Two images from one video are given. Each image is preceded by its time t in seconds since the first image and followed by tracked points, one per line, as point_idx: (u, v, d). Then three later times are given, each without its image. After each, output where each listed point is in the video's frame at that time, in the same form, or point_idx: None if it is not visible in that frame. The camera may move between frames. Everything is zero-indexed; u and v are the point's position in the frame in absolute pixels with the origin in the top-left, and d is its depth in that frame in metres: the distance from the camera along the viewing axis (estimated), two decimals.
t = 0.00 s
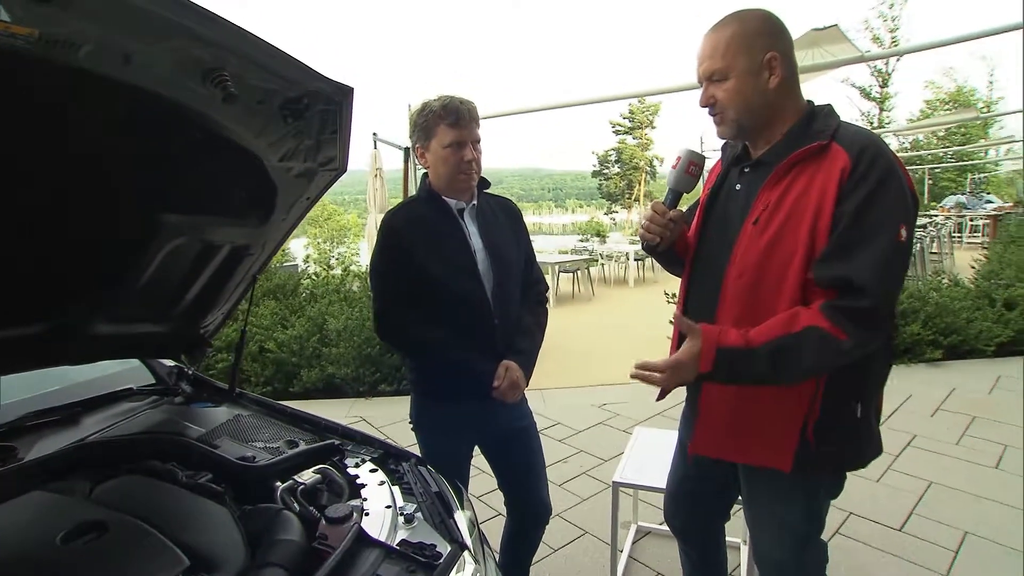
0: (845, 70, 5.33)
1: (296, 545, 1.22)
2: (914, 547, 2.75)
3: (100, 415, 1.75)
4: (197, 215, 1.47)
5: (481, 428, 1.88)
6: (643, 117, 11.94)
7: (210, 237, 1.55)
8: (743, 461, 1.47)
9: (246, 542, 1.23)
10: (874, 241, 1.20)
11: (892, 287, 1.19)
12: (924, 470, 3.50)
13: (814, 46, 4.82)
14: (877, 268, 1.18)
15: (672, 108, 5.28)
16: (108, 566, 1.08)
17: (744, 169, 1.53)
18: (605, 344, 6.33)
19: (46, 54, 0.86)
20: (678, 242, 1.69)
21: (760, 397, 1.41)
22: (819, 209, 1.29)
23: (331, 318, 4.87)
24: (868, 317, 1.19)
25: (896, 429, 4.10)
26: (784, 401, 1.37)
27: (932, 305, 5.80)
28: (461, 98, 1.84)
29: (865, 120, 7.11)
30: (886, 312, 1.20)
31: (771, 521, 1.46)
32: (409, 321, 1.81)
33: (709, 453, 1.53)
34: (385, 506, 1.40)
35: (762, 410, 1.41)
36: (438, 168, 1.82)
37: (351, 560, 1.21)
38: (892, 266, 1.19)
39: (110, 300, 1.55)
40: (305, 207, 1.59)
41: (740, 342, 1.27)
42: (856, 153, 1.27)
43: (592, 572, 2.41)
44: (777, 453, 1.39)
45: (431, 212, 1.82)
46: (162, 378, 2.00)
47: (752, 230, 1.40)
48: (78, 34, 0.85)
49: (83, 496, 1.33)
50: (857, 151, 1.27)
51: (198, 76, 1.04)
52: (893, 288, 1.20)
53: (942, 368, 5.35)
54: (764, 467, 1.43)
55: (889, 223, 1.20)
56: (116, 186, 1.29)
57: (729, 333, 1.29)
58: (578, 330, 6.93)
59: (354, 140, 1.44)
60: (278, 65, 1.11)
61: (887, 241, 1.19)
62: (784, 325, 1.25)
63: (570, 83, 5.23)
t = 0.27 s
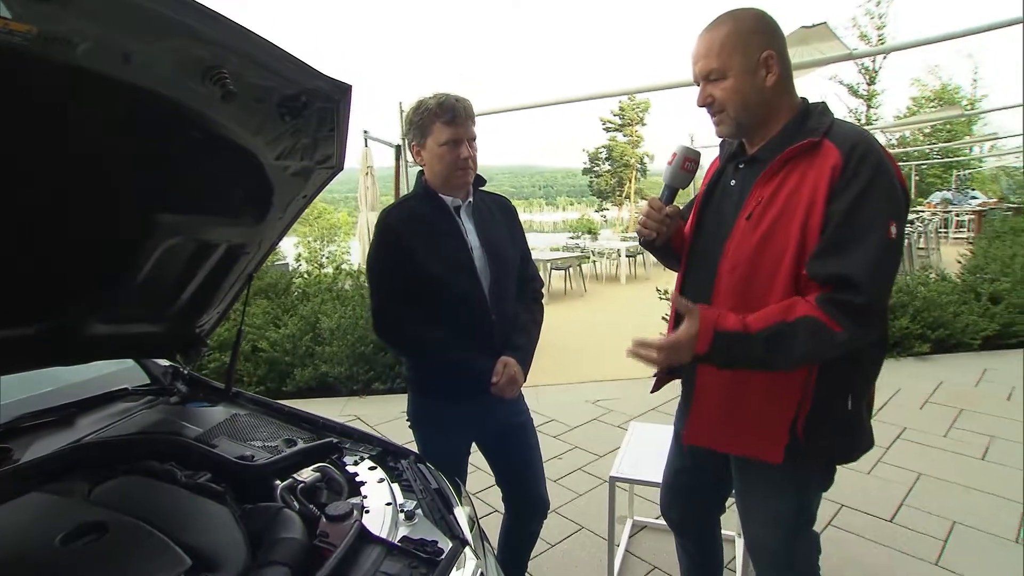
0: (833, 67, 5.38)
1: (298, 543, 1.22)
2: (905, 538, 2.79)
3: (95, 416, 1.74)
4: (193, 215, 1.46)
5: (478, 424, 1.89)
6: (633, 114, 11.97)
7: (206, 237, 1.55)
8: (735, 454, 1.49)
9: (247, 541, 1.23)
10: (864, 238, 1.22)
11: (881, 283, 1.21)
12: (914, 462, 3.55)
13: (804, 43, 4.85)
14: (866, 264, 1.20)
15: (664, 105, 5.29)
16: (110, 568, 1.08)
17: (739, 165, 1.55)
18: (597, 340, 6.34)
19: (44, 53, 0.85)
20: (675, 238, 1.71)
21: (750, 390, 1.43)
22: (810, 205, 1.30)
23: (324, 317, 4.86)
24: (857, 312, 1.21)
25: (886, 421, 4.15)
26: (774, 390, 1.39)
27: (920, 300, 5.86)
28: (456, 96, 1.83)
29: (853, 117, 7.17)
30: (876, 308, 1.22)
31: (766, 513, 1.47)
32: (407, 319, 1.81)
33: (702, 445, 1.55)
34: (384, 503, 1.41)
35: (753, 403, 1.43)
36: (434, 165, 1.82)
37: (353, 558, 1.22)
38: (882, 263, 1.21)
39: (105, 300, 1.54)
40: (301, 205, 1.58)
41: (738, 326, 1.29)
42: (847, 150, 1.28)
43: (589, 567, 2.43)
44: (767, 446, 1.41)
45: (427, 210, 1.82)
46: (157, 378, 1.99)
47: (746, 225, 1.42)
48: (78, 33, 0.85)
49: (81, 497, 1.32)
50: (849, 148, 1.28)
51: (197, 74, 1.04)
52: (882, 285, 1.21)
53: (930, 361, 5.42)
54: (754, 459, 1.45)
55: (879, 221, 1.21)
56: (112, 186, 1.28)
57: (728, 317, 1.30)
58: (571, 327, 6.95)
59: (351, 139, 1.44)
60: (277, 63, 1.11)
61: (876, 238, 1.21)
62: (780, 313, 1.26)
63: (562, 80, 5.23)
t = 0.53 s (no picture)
0: (818, 66, 5.44)
1: (297, 547, 1.22)
2: (895, 530, 2.82)
3: (86, 422, 1.72)
4: (186, 218, 1.45)
5: (473, 424, 1.89)
6: (620, 113, 12.07)
7: (198, 239, 1.54)
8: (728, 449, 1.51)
9: (246, 545, 1.23)
10: (850, 236, 1.23)
11: (867, 280, 1.22)
12: (902, 455, 3.60)
13: (789, 42, 4.89)
14: (852, 261, 1.21)
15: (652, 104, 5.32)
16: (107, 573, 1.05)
17: (732, 162, 1.56)
18: (589, 339, 6.37)
19: (38, 54, 0.84)
20: (668, 235, 1.72)
21: (747, 371, 1.45)
22: (799, 202, 1.32)
23: (315, 319, 4.84)
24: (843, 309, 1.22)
25: (875, 415, 4.20)
26: (765, 386, 1.41)
27: (906, 295, 5.94)
28: (449, 96, 1.84)
29: (838, 115, 7.27)
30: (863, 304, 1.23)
31: (761, 509, 1.49)
32: (402, 319, 1.81)
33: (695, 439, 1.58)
34: (382, 505, 1.41)
35: (746, 399, 1.45)
36: (428, 165, 1.82)
37: (352, 560, 1.22)
38: (868, 259, 1.22)
39: (96, 305, 1.52)
40: (295, 207, 1.58)
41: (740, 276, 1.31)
42: (836, 148, 1.30)
43: (585, 565, 2.44)
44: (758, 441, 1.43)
45: (421, 211, 1.82)
46: (148, 383, 1.97)
47: (736, 222, 1.44)
48: (72, 33, 0.84)
49: (75, 504, 1.30)
50: (838, 146, 1.30)
51: (191, 75, 1.04)
52: (870, 281, 1.23)
53: (917, 355, 5.49)
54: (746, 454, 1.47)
55: (865, 219, 1.23)
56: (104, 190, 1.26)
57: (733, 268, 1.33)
58: (562, 327, 6.97)
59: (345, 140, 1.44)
60: (272, 64, 1.11)
61: (863, 235, 1.23)
62: (779, 280, 1.26)
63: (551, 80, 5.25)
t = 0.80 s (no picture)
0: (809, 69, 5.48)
1: (292, 554, 1.21)
2: (889, 531, 2.83)
3: (76, 430, 1.70)
4: (178, 223, 1.44)
5: (468, 428, 1.89)
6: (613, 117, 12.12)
7: (191, 245, 1.53)
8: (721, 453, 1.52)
9: (240, 553, 1.22)
10: (836, 244, 1.24)
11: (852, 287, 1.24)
12: (895, 456, 3.61)
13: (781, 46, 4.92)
14: (838, 269, 1.23)
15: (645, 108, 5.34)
16: None
17: (724, 168, 1.57)
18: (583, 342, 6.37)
19: (28, 59, 0.84)
20: (663, 237, 1.74)
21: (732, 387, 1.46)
22: (785, 209, 1.32)
23: (309, 323, 4.82)
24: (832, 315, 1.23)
25: (868, 416, 4.22)
26: (755, 391, 1.41)
27: (897, 297, 5.98)
28: (443, 100, 1.83)
29: (829, 118, 7.33)
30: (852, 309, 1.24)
31: (757, 512, 1.49)
32: (396, 324, 1.80)
33: (688, 444, 1.59)
34: (378, 511, 1.40)
35: (735, 404, 1.45)
36: (421, 170, 1.81)
37: (348, 566, 1.21)
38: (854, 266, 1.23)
39: (87, 313, 1.51)
40: (288, 212, 1.57)
41: (705, 331, 1.37)
42: (822, 156, 1.31)
43: (581, 569, 2.43)
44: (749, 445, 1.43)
45: (415, 215, 1.81)
46: (140, 390, 1.96)
47: (724, 229, 1.44)
48: (63, 38, 0.83)
49: (65, 513, 1.29)
50: (824, 154, 1.31)
51: (184, 80, 1.03)
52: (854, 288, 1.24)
53: (909, 356, 5.52)
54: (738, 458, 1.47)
55: (850, 227, 1.24)
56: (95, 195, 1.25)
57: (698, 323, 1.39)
58: (557, 330, 6.97)
59: (338, 145, 1.43)
60: (265, 69, 1.10)
61: (848, 243, 1.24)
62: (752, 314, 1.30)
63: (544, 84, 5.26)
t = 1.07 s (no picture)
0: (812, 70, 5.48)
1: (288, 557, 1.20)
2: (891, 535, 2.82)
3: (74, 431, 1.69)
4: (176, 224, 1.44)
5: (467, 431, 1.88)
6: (616, 118, 12.13)
7: (189, 246, 1.52)
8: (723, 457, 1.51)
9: (236, 556, 1.21)
10: (834, 250, 1.23)
11: (852, 293, 1.22)
12: (898, 459, 3.59)
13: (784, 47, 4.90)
14: (836, 274, 1.21)
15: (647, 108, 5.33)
16: None
17: (723, 170, 1.57)
18: (585, 344, 6.36)
19: (22, 59, 0.83)
20: (663, 240, 1.72)
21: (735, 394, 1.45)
22: (782, 217, 1.31)
23: (310, 324, 4.82)
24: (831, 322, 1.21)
25: (871, 419, 4.20)
26: (756, 398, 1.40)
27: (901, 299, 5.95)
28: (441, 101, 1.83)
29: (832, 119, 7.32)
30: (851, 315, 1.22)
31: (758, 517, 1.48)
32: (394, 326, 1.79)
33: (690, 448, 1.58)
34: (375, 514, 1.39)
35: (736, 411, 1.45)
36: (420, 171, 1.81)
37: (344, 570, 1.20)
38: (854, 272, 1.21)
39: (86, 315, 1.51)
40: (287, 212, 1.57)
41: (715, 344, 1.29)
42: (819, 161, 1.29)
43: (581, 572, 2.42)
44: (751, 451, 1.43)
45: (414, 217, 1.80)
46: (139, 391, 1.95)
47: (723, 237, 1.44)
48: (56, 38, 0.83)
49: (60, 515, 1.28)
50: (821, 159, 1.29)
51: (179, 81, 1.03)
52: (855, 294, 1.22)
53: (912, 359, 5.50)
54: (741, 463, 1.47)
55: (849, 233, 1.22)
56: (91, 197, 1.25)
57: (703, 336, 1.31)
58: (558, 331, 6.96)
59: (335, 147, 1.43)
60: (261, 70, 1.10)
61: (847, 249, 1.22)
62: (755, 328, 1.26)
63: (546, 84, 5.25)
